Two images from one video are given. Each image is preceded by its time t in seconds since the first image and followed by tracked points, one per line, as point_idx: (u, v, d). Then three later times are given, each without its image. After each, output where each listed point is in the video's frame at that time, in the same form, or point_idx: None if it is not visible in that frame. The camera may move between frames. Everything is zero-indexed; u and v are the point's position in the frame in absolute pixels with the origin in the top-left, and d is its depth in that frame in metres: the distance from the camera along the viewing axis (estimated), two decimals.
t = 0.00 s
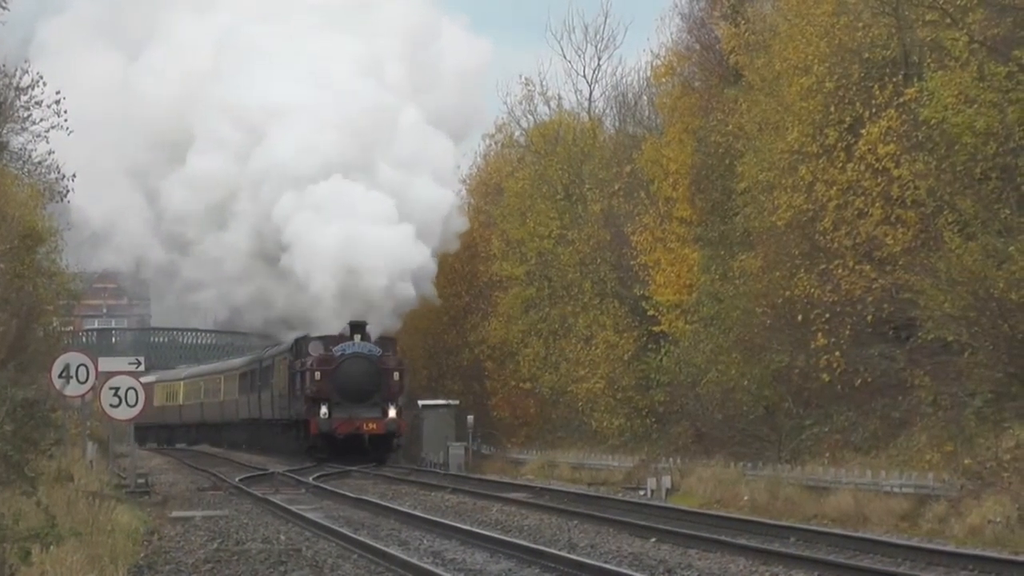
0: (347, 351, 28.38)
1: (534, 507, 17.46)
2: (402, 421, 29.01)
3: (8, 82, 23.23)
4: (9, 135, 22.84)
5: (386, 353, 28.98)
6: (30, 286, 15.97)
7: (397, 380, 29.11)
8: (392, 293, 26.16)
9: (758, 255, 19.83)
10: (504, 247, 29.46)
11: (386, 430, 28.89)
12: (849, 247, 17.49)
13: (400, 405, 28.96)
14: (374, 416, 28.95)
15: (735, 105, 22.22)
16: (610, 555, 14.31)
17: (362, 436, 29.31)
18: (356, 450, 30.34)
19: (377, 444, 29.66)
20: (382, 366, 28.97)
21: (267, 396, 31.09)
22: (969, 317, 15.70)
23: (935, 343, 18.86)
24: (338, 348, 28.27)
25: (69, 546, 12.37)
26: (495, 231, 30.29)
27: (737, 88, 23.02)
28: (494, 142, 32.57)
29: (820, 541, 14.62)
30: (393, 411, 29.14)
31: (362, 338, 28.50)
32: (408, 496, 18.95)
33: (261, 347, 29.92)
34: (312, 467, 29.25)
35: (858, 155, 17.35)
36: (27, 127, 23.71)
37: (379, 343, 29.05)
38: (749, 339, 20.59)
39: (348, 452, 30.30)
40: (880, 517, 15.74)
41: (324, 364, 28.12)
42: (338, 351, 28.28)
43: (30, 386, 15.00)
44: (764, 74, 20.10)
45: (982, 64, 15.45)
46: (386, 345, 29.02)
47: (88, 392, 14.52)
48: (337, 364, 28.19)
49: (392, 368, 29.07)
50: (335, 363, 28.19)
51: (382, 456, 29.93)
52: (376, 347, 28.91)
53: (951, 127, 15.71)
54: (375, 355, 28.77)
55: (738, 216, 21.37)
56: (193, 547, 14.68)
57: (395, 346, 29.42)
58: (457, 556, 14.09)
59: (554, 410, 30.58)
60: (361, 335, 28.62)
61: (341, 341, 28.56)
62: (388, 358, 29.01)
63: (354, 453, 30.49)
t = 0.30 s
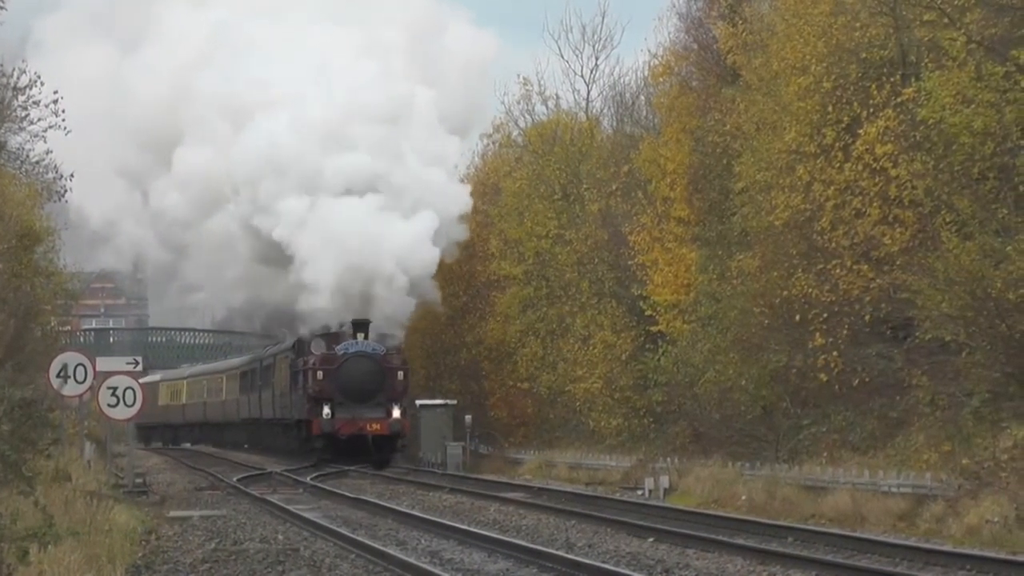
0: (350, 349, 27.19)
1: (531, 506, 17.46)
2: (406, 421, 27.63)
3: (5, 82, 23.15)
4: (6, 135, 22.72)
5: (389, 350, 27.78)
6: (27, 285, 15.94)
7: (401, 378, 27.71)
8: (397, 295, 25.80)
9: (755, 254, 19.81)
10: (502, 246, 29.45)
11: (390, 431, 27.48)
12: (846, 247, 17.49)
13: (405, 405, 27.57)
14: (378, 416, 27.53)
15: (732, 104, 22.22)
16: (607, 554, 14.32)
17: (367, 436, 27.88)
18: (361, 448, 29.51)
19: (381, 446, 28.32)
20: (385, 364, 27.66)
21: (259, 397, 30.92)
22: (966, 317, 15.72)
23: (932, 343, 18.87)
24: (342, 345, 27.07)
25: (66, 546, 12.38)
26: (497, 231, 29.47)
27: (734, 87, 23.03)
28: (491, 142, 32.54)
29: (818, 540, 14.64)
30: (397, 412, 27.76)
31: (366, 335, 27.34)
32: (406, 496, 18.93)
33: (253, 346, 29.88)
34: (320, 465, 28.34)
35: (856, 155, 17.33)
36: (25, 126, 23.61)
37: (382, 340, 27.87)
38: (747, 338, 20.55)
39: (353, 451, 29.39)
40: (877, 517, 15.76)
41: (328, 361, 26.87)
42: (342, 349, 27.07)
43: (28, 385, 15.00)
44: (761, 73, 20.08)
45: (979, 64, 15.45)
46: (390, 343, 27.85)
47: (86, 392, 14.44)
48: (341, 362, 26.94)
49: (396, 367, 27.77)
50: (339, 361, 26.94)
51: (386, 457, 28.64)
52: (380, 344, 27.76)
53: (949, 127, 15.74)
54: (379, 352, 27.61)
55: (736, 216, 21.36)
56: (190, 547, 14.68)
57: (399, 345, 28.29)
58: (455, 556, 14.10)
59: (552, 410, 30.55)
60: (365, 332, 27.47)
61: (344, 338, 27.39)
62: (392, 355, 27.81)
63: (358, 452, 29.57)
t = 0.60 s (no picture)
0: (355, 348, 26.80)
1: (533, 506, 17.47)
2: (414, 421, 27.48)
3: (6, 82, 23.10)
4: (7, 135, 22.67)
5: (397, 349, 27.28)
6: (26, 286, 15.88)
7: (408, 377, 27.42)
8: (402, 288, 25.21)
9: (757, 255, 19.76)
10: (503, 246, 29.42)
11: (397, 430, 27.33)
12: (847, 247, 17.49)
13: (412, 404, 27.40)
14: (385, 416, 27.31)
15: (733, 105, 22.20)
16: (608, 554, 14.36)
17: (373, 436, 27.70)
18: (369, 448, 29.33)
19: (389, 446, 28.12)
20: (392, 363, 27.26)
21: (259, 397, 30.85)
22: (967, 317, 15.72)
23: (933, 343, 18.83)
24: (347, 344, 26.64)
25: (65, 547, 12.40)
26: (499, 231, 28.98)
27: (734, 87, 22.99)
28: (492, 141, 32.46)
29: (818, 540, 14.65)
30: (404, 411, 27.55)
31: (371, 334, 26.66)
32: (408, 496, 18.93)
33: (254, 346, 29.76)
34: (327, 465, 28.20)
35: (856, 155, 17.32)
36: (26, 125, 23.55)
37: (389, 339, 27.24)
38: (747, 338, 20.50)
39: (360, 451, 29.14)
40: (877, 517, 15.76)
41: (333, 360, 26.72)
42: (347, 348, 26.66)
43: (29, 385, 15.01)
44: (762, 73, 20.01)
45: (980, 64, 15.47)
46: (397, 341, 27.26)
47: (86, 392, 14.43)
48: (346, 362, 26.69)
49: (404, 366, 27.39)
50: (344, 360, 26.68)
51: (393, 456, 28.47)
52: (387, 343, 27.14)
53: (950, 128, 15.77)
54: (386, 351, 27.10)
55: (737, 217, 21.34)
56: (191, 547, 14.68)
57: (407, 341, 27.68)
58: (456, 556, 14.13)
59: (552, 411, 30.54)
60: (371, 330, 26.78)
61: (350, 337, 26.82)
62: (398, 354, 27.34)
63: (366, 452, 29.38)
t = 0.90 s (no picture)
0: (362, 346, 26.13)
1: (532, 505, 17.56)
2: (422, 420, 26.52)
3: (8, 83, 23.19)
4: (9, 136, 22.75)
5: (404, 348, 26.68)
6: (29, 286, 15.96)
7: (416, 375, 26.72)
8: (404, 286, 25.16)
9: (753, 255, 19.89)
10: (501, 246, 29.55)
11: (405, 429, 26.29)
12: (843, 248, 17.63)
13: (420, 402, 26.51)
14: (393, 415, 26.33)
15: (731, 106, 22.31)
16: (607, 553, 14.46)
17: (381, 436, 26.67)
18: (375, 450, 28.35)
19: (396, 446, 27.11)
20: (400, 360, 26.63)
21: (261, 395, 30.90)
22: (962, 317, 15.87)
23: (929, 343, 18.95)
24: (354, 342, 26.04)
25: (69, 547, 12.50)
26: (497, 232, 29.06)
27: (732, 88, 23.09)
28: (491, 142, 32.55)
29: (814, 539, 14.78)
30: (412, 410, 26.63)
31: (379, 331, 26.27)
32: (407, 494, 19.03)
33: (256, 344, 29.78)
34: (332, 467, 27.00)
35: (852, 156, 17.48)
36: (28, 126, 23.61)
37: (394, 337, 26.79)
38: (744, 338, 20.57)
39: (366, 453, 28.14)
40: (874, 516, 15.87)
41: (340, 358, 25.86)
42: (354, 345, 26.06)
43: (31, 385, 15.11)
44: (759, 75, 20.10)
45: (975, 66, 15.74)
46: (403, 339, 26.80)
47: (89, 391, 14.52)
48: (353, 359, 25.91)
49: (411, 364, 26.78)
50: (351, 357, 25.93)
51: (401, 457, 27.47)
52: (394, 340, 26.69)
53: (945, 129, 15.91)
54: (393, 349, 26.53)
55: (733, 218, 21.43)
56: (193, 545, 14.79)
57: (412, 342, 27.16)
58: (455, 554, 14.26)
59: (551, 410, 30.62)
60: (378, 328, 26.42)
61: (357, 334, 26.34)
62: (405, 352, 26.71)
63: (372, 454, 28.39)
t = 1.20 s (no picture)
0: (371, 342, 26.60)
1: (528, 498, 18.02)
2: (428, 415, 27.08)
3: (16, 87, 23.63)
4: (18, 139, 23.18)
5: (411, 343, 27.17)
6: (37, 285, 16.34)
7: (423, 371, 27.29)
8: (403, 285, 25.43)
9: (743, 255, 20.35)
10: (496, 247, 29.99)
11: (411, 425, 26.86)
12: (830, 248, 18.11)
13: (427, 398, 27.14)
14: (400, 411, 26.94)
15: (721, 111, 22.78)
16: (600, 544, 14.93)
17: (387, 431, 27.33)
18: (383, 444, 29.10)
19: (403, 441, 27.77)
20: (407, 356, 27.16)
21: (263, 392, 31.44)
22: (946, 315, 16.57)
23: (913, 341, 19.45)
24: (362, 338, 26.54)
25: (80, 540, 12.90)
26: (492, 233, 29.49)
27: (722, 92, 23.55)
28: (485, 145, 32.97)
29: (802, 531, 15.23)
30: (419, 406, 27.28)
31: (387, 327, 26.69)
32: (405, 487, 19.46)
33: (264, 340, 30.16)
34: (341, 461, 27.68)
35: (839, 159, 17.93)
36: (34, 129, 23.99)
37: (402, 332, 27.36)
38: (734, 335, 21.02)
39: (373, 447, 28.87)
40: (860, 508, 16.33)
41: (348, 353, 26.39)
42: (362, 342, 26.57)
43: (41, 381, 15.53)
44: (748, 80, 20.56)
45: (959, 72, 16.61)
46: (410, 334, 27.29)
47: (97, 388, 14.92)
48: (360, 355, 26.47)
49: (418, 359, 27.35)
50: (359, 354, 26.48)
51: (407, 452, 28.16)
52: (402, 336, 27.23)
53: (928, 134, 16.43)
54: (401, 344, 26.98)
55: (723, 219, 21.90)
56: (198, 537, 15.20)
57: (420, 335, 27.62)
58: (453, 545, 14.73)
59: (546, 407, 31.08)
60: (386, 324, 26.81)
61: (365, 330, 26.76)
62: (413, 348, 27.27)
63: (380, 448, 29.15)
